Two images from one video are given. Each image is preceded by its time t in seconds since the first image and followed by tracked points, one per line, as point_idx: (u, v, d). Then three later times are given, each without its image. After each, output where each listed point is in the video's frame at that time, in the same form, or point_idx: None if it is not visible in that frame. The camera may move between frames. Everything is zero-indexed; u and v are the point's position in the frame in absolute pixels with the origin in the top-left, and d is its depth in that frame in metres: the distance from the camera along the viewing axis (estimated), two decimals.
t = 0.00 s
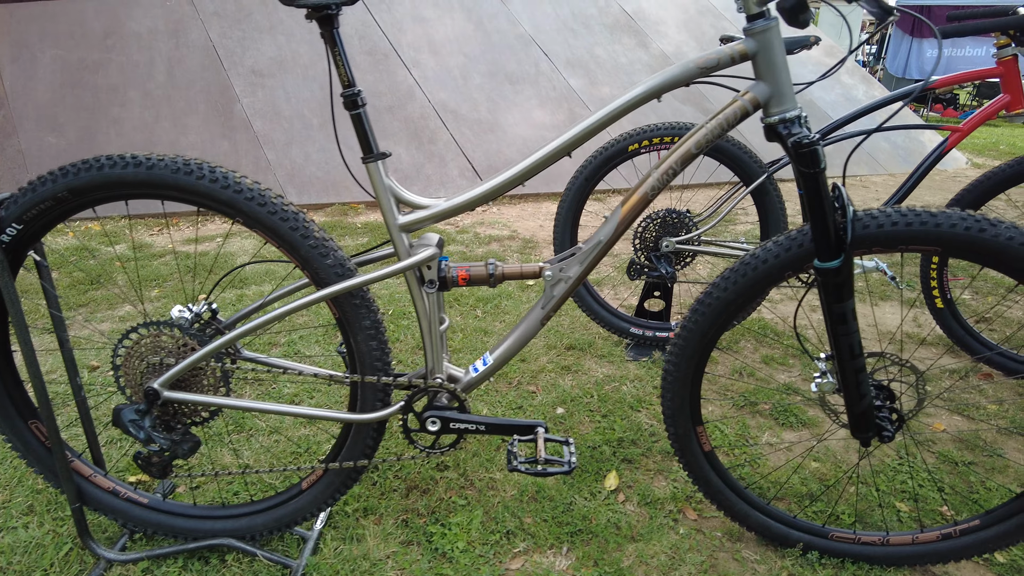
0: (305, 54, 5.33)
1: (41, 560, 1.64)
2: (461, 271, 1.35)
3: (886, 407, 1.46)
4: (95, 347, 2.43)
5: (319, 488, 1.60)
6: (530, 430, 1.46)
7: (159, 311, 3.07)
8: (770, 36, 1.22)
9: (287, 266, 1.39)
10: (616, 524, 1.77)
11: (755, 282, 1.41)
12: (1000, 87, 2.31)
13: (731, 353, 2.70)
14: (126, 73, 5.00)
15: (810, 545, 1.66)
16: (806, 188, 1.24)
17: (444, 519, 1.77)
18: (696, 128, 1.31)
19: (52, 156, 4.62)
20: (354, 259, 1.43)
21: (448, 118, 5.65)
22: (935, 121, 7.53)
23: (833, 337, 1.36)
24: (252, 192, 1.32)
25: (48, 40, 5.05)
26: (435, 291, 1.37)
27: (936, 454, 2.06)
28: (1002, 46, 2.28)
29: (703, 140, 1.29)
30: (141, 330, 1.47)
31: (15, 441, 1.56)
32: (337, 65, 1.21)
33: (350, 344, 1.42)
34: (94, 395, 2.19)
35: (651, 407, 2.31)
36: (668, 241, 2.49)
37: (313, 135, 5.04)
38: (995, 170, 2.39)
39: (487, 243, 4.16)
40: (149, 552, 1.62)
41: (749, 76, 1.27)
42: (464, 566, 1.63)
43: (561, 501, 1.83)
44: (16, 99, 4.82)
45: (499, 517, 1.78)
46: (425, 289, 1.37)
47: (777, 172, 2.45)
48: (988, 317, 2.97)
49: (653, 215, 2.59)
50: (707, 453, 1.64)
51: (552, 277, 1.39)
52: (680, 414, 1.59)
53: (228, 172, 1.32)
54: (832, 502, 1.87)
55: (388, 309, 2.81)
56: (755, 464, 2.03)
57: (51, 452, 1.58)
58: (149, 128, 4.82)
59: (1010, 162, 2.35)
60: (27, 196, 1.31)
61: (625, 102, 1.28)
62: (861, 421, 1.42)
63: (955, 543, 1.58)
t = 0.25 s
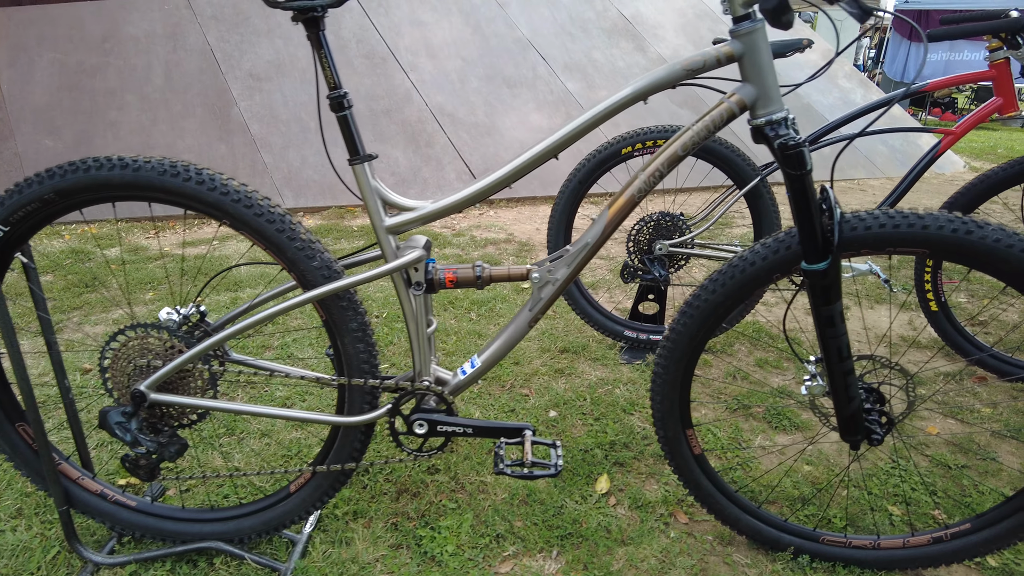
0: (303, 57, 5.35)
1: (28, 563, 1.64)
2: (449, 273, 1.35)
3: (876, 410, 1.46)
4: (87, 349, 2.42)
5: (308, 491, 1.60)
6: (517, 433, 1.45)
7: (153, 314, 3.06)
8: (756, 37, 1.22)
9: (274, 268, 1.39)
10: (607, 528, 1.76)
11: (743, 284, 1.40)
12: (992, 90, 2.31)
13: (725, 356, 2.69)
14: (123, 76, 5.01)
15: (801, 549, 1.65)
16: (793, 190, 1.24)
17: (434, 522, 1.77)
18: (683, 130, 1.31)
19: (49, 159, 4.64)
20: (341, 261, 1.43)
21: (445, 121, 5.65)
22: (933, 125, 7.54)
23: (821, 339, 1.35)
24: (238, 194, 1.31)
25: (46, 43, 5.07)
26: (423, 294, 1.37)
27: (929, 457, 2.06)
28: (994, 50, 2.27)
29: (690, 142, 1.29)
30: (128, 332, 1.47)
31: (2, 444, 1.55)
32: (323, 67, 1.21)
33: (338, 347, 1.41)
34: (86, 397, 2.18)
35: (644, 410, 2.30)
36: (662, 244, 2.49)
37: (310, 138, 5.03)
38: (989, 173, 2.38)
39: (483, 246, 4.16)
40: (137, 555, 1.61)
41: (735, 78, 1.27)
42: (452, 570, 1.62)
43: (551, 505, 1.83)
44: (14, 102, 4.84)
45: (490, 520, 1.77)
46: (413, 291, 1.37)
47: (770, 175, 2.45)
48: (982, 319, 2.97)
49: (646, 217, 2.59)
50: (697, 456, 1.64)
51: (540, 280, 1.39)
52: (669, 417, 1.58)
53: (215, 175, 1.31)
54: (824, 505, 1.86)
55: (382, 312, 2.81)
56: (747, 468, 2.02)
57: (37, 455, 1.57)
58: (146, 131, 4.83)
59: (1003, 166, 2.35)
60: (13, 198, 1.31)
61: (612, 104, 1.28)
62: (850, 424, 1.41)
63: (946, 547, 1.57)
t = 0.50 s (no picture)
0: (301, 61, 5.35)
1: (16, 567, 1.63)
2: (436, 275, 1.35)
3: (865, 413, 1.45)
4: (80, 351, 2.42)
5: (296, 494, 1.59)
6: (505, 435, 1.45)
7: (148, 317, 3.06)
8: (742, 39, 1.22)
9: (261, 270, 1.39)
10: (598, 531, 1.76)
11: (732, 286, 1.40)
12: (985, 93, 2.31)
13: (718, 359, 2.69)
14: (120, 79, 5.03)
15: (792, 552, 1.65)
16: (779, 191, 1.24)
17: (424, 525, 1.77)
18: (669, 132, 1.31)
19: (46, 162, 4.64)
20: (329, 263, 1.43)
21: (443, 124, 5.65)
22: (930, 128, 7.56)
23: (810, 342, 1.35)
24: (225, 196, 1.31)
25: (44, 46, 5.09)
26: (410, 296, 1.37)
27: (923, 460, 2.05)
28: (987, 52, 2.28)
29: (676, 144, 1.29)
30: (116, 334, 1.47)
31: None
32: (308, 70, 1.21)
33: (325, 349, 1.41)
34: (78, 400, 2.17)
35: (637, 413, 2.30)
36: (656, 248, 2.49)
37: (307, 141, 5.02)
38: (982, 176, 2.38)
39: (479, 249, 4.16)
40: (125, 558, 1.60)
41: (722, 80, 1.27)
42: (441, 573, 1.62)
43: (542, 508, 1.82)
44: (11, 105, 4.85)
45: (480, 523, 1.76)
46: (400, 294, 1.37)
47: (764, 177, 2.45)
48: (977, 322, 2.96)
49: (640, 220, 2.59)
50: (687, 459, 1.63)
51: (527, 282, 1.39)
52: (659, 419, 1.58)
53: (202, 176, 1.31)
54: (816, 509, 1.85)
55: (376, 315, 2.80)
56: (739, 471, 2.01)
57: (25, 457, 1.57)
58: (143, 134, 4.83)
59: (996, 169, 2.34)
60: None
61: (598, 106, 1.28)
62: (839, 427, 1.41)
63: (937, 551, 1.56)
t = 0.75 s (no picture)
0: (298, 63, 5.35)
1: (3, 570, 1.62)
2: (423, 278, 1.34)
3: (854, 416, 1.45)
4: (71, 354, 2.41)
5: (283, 497, 1.59)
6: (493, 438, 1.45)
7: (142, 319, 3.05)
8: (728, 41, 1.22)
9: (248, 273, 1.39)
10: (588, 535, 1.75)
11: (720, 289, 1.40)
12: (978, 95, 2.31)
13: (712, 362, 2.68)
14: (118, 82, 5.04)
15: (782, 556, 1.64)
16: (766, 194, 1.24)
17: (414, 528, 1.76)
18: (656, 135, 1.31)
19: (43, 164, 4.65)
20: (316, 266, 1.43)
21: (440, 127, 5.65)
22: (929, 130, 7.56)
23: (797, 345, 1.35)
24: (211, 198, 1.31)
25: (42, 49, 5.10)
26: (397, 298, 1.36)
27: (916, 464, 2.04)
28: (979, 54, 2.28)
29: (663, 146, 1.28)
30: (103, 336, 1.46)
31: None
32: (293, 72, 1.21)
33: (312, 352, 1.41)
34: (70, 403, 2.16)
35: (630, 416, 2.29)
36: (649, 249, 2.51)
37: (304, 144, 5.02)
38: (976, 178, 2.38)
39: (475, 251, 4.16)
40: (112, 561, 1.60)
41: (708, 82, 1.27)
42: None
43: (533, 511, 1.82)
44: (9, 107, 4.86)
45: (469, 527, 1.76)
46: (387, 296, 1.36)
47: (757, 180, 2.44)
48: (973, 325, 2.95)
49: (634, 223, 2.59)
50: (677, 462, 1.63)
51: (515, 284, 1.38)
52: (649, 422, 1.57)
53: (188, 179, 1.31)
54: (808, 512, 1.85)
55: (370, 317, 2.79)
56: (731, 474, 2.00)
57: (12, 459, 1.56)
58: (140, 137, 4.84)
59: (991, 171, 2.34)
60: None
61: (585, 108, 1.28)
62: (827, 430, 1.40)
63: (927, 554, 1.56)
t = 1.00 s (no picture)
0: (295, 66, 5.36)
1: None
2: (411, 280, 1.34)
3: (845, 419, 1.44)
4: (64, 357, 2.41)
5: (273, 500, 1.59)
6: (481, 441, 1.45)
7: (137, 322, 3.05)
8: (715, 43, 1.22)
9: (235, 275, 1.39)
10: (579, 538, 1.75)
11: (709, 291, 1.39)
12: (971, 98, 2.32)
13: (707, 365, 2.68)
14: (115, 85, 5.05)
15: (773, 560, 1.63)
16: (753, 196, 1.24)
17: (404, 532, 1.76)
18: (643, 137, 1.31)
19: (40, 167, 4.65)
20: (304, 268, 1.43)
21: (437, 130, 5.65)
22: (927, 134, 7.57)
23: (786, 347, 1.34)
24: (198, 200, 1.31)
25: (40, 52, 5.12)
26: (384, 301, 1.36)
27: (909, 467, 2.04)
28: (971, 58, 2.28)
29: (650, 148, 1.29)
30: (91, 339, 1.46)
31: None
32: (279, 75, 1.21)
33: (300, 354, 1.41)
34: (61, 406, 2.16)
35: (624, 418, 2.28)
36: (643, 252, 2.51)
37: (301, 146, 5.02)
38: (970, 181, 2.37)
39: (472, 254, 4.15)
40: (100, 565, 1.59)
41: (695, 84, 1.27)
42: None
43: (524, 515, 1.81)
44: (6, 110, 4.87)
45: (460, 530, 1.75)
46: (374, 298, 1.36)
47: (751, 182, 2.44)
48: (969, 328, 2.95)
49: (628, 225, 2.59)
50: (667, 465, 1.62)
51: (503, 287, 1.38)
52: (639, 425, 1.57)
53: (175, 181, 1.31)
54: (800, 515, 1.84)
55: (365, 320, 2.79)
56: (724, 478, 1.99)
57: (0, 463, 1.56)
58: (137, 139, 4.84)
59: (985, 173, 2.34)
60: None
61: (572, 110, 1.28)
62: (817, 433, 1.40)
63: (918, 558, 1.55)
